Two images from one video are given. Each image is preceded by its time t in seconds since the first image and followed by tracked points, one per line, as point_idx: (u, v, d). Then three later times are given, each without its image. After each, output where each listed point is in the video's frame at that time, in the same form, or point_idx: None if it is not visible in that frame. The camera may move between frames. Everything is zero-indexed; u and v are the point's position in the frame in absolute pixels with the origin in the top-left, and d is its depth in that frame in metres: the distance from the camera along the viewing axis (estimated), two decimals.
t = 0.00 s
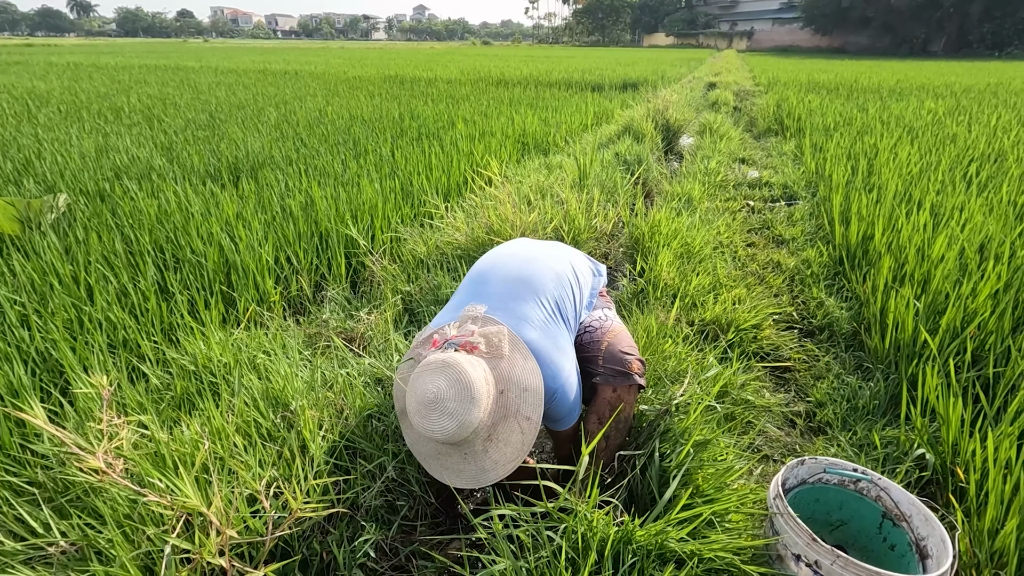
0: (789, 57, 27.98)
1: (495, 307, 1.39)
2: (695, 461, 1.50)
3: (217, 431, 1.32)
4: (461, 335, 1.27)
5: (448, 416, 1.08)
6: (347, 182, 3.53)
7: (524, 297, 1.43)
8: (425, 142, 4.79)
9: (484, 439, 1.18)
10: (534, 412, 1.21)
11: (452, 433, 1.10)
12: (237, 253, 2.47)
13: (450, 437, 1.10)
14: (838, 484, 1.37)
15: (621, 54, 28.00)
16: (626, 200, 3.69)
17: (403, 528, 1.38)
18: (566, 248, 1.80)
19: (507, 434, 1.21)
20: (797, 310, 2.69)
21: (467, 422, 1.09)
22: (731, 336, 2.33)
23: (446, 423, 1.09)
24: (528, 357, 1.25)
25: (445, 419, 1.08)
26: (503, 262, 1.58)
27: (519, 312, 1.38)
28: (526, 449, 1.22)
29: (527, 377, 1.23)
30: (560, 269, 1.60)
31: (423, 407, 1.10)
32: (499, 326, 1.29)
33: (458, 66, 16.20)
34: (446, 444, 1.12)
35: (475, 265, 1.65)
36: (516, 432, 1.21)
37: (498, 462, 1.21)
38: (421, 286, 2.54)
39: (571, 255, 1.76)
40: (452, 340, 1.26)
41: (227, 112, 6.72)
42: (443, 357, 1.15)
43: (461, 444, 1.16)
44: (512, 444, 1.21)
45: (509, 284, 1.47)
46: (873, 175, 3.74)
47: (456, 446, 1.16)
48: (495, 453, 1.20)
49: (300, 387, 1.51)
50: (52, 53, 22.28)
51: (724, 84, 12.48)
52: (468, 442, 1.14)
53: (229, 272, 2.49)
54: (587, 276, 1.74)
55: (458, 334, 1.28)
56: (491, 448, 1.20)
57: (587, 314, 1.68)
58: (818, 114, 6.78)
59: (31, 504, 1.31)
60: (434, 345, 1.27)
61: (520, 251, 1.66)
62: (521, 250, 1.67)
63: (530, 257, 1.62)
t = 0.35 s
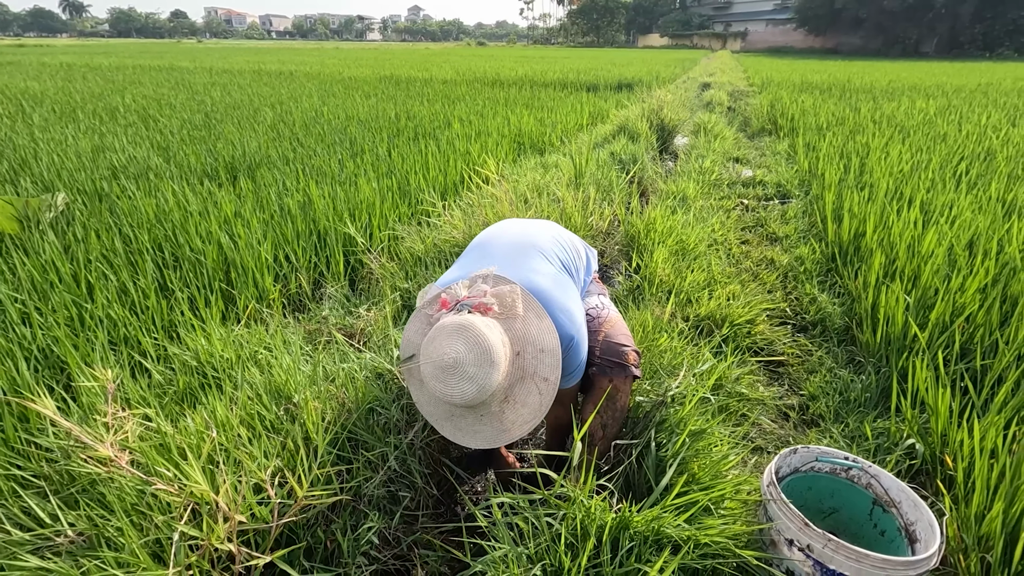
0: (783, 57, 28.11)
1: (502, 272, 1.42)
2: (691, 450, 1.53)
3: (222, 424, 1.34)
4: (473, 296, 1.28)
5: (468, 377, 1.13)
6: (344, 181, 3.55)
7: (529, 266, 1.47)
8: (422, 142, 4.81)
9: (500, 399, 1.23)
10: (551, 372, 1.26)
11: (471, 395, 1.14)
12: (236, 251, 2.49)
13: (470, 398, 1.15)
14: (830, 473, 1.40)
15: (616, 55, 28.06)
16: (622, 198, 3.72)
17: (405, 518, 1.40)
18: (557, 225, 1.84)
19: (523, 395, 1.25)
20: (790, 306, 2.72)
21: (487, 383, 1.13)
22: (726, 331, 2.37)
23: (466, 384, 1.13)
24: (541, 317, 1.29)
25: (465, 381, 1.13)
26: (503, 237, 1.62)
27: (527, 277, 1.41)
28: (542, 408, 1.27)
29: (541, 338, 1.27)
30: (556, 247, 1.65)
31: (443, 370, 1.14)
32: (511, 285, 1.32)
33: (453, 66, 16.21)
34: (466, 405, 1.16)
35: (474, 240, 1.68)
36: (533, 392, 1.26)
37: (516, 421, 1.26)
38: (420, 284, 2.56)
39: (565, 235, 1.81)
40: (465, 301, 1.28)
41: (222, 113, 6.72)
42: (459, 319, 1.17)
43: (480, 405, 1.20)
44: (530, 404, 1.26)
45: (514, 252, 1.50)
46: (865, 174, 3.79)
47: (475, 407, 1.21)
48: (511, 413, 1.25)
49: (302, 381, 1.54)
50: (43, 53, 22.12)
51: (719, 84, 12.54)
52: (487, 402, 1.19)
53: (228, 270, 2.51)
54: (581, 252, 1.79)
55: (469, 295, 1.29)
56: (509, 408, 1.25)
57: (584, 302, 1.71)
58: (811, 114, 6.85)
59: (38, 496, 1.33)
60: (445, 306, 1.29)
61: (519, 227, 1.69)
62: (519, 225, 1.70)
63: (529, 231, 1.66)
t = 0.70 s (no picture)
0: (780, 57, 28.17)
1: (515, 272, 1.44)
2: (692, 445, 1.57)
3: (236, 419, 1.37)
4: (489, 299, 1.30)
5: (486, 383, 1.16)
6: (346, 181, 3.58)
7: (540, 265, 1.49)
8: (422, 142, 4.84)
9: (517, 400, 1.26)
10: (566, 373, 1.29)
11: (490, 398, 1.18)
12: (242, 250, 2.52)
13: (488, 402, 1.18)
14: (828, 465, 1.44)
15: (613, 54, 28.08)
16: (621, 198, 3.75)
17: (414, 511, 1.44)
18: (560, 220, 1.87)
19: (539, 395, 1.29)
20: (788, 303, 2.76)
21: (505, 389, 1.17)
22: (726, 328, 2.40)
23: (485, 390, 1.16)
24: (554, 319, 1.32)
25: (484, 386, 1.16)
26: (510, 234, 1.64)
27: (538, 275, 1.44)
28: (557, 408, 1.30)
29: (556, 338, 1.30)
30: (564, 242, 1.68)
31: (462, 376, 1.17)
32: (524, 287, 1.35)
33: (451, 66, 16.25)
34: (485, 407, 1.20)
35: (482, 237, 1.70)
36: (548, 393, 1.30)
37: (532, 420, 1.30)
38: (423, 282, 2.59)
39: (570, 230, 1.84)
40: (480, 305, 1.30)
41: (222, 113, 6.73)
42: (476, 324, 1.20)
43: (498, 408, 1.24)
44: (545, 404, 1.30)
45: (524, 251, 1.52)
46: (861, 173, 3.83)
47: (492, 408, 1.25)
48: (527, 413, 1.29)
49: (312, 378, 1.57)
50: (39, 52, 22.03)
51: (716, 84, 12.59)
52: (504, 404, 1.23)
53: (234, 270, 2.54)
54: (584, 248, 1.83)
55: (484, 298, 1.31)
56: (526, 408, 1.28)
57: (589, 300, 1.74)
58: (809, 113, 6.89)
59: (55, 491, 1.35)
60: (461, 309, 1.32)
61: (525, 223, 1.71)
62: (525, 222, 1.73)
63: (535, 228, 1.69)
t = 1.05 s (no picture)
0: (778, 55, 28.21)
1: (518, 271, 1.45)
2: (688, 444, 1.58)
3: (235, 420, 1.38)
4: (493, 294, 1.31)
5: (488, 373, 1.17)
6: (344, 181, 3.58)
7: (542, 265, 1.51)
8: (420, 142, 4.84)
9: (515, 396, 1.27)
10: (567, 372, 1.30)
11: (490, 390, 1.18)
12: (240, 251, 2.53)
13: (488, 393, 1.19)
14: (823, 464, 1.45)
15: (612, 53, 28.07)
16: (619, 197, 3.76)
17: (412, 511, 1.44)
18: (563, 223, 1.89)
19: (537, 393, 1.30)
20: (786, 303, 2.77)
21: (506, 380, 1.18)
22: (723, 328, 2.41)
23: (486, 380, 1.17)
24: (556, 318, 1.33)
25: (485, 377, 1.17)
26: (512, 233, 1.66)
27: (541, 273, 1.45)
28: (555, 407, 1.31)
29: (557, 337, 1.31)
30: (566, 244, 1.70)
31: (463, 365, 1.18)
32: (528, 284, 1.36)
33: (449, 64, 16.22)
34: (484, 400, 1.20)
35: (483, 236, 1.72)
36: (547, 390, 1.30)
37: (529, 418, 1.30)
38: (421, 283, 2.60)
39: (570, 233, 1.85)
40: (484, 299, 1.31)
41: (220, 113, 6.72)
42: (481, 316, 1.21)
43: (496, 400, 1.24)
44: (543, 401, 1.30)
45: (527, 250, 1.54)
46: (859, 172, 3.85)
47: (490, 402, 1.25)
48: (525, 410, 1.29)
49: (311, 379, 1.58)
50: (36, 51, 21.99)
51: (714, 82, 12.58)
52: (503, 398, 1.23)
53: (232, 271, 2.54)
54: (583, 251, 1.85)
55: (489, 292, 1.32)
56: (523, 405, 1.29)
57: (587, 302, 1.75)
58: (807, 112, 6.89)
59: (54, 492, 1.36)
60: (464, 302, 1.32)
61: (529, 223, 1.73)
62: (529, 222, 1.74)
63: (539, 228, 1.70)
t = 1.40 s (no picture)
0: (777, 56, 28.21)
1: (507, 297, 1.42)
2: (689, 447, 1.54)
3: (221, 424, 1.34)
4: (479, 323, 1.28)
5: (473, 401, 1.13)
6: (340, 181, 3.55)
7: (533, 289, 1.46)
8: (417, 142, 4.80)
9: (504, 425, 1.22)
10: (555, 400, 1.25)
11: (476, 418, 1.14)
12: (233, 251, 2.49)
13: (475, 423, 1.14)
14: (827, 467, 1.41)
15: (611, 54, 28.05)
16: (618, 197, 3.73)
17: (404, 517, 1.40)
18: (563, 238, 1.84)
19: (526, 421, 1.25)
20: (786, 303, 2.73)
21: (492, 408, 1.13)
22: (723, 328, 2.38)
23: (471, 408, 1.13)
24: (544, 347, 1.29)
25: (471, 404, 1.13)
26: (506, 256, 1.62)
27: (530, 300, 1.41)
28: (545, 436, 1.26)
29: (546, 364, 1.27)
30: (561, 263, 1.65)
31: (448, 393, 1.14)
32: (516, 313, 1.32)
33: (448, 65, 16.19)
34: (471, 429, 1.16)
35: (477, 256, 1.69)
36: (536, 418, 1.25)
37: (518, 449, 1.25)
38: (417, 283, 2.56)
39: (571, 248, 1.81)
40: (470, 327, 1.28)
41: (217, 113, 6.69)
42: (466, 343, 1.18)
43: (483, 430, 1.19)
44: (532, 430, 1.25)
45: (518, 272, 1.50)
46: (860, 171, 3.81)
47: (478, 434, 1.21)
48: (513, 440, 1.24)
49: (302, 381, 1.54)
50: (35, 53, 22.01)
51: (714, 82, 12.55)
52: (490, 427, 1.18)
53: (225, 271, 2.51)
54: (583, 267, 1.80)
55: (475, 321, 1.30)
56: (511, 436, 1.24)
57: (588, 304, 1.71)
58: (807, 112, 6.85)
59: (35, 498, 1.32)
60: (451, 331, 1.29)
61: (524, 239, 1.69)
62: (526, 238, 1.71)
63: (533, 248, 1.66)
